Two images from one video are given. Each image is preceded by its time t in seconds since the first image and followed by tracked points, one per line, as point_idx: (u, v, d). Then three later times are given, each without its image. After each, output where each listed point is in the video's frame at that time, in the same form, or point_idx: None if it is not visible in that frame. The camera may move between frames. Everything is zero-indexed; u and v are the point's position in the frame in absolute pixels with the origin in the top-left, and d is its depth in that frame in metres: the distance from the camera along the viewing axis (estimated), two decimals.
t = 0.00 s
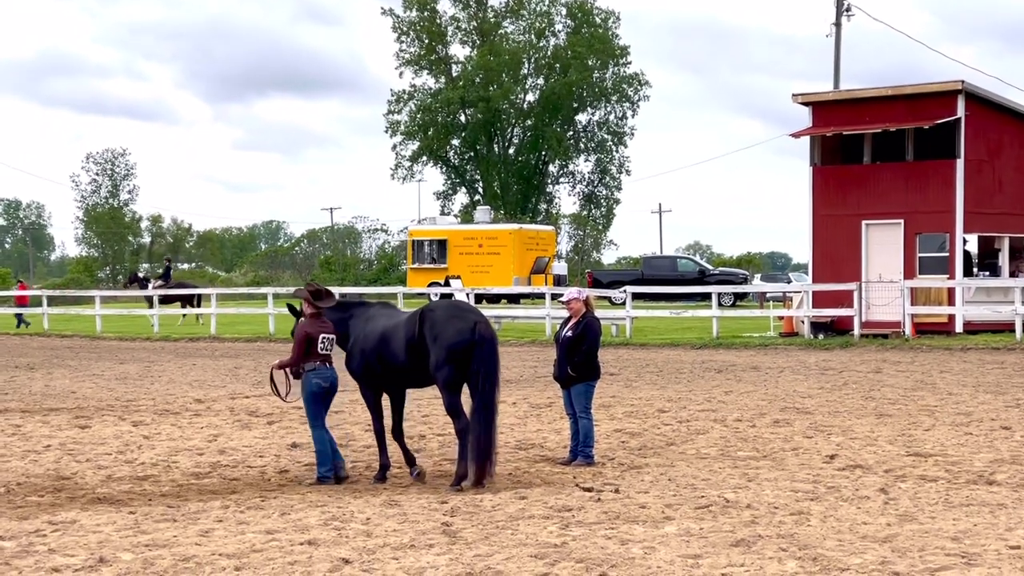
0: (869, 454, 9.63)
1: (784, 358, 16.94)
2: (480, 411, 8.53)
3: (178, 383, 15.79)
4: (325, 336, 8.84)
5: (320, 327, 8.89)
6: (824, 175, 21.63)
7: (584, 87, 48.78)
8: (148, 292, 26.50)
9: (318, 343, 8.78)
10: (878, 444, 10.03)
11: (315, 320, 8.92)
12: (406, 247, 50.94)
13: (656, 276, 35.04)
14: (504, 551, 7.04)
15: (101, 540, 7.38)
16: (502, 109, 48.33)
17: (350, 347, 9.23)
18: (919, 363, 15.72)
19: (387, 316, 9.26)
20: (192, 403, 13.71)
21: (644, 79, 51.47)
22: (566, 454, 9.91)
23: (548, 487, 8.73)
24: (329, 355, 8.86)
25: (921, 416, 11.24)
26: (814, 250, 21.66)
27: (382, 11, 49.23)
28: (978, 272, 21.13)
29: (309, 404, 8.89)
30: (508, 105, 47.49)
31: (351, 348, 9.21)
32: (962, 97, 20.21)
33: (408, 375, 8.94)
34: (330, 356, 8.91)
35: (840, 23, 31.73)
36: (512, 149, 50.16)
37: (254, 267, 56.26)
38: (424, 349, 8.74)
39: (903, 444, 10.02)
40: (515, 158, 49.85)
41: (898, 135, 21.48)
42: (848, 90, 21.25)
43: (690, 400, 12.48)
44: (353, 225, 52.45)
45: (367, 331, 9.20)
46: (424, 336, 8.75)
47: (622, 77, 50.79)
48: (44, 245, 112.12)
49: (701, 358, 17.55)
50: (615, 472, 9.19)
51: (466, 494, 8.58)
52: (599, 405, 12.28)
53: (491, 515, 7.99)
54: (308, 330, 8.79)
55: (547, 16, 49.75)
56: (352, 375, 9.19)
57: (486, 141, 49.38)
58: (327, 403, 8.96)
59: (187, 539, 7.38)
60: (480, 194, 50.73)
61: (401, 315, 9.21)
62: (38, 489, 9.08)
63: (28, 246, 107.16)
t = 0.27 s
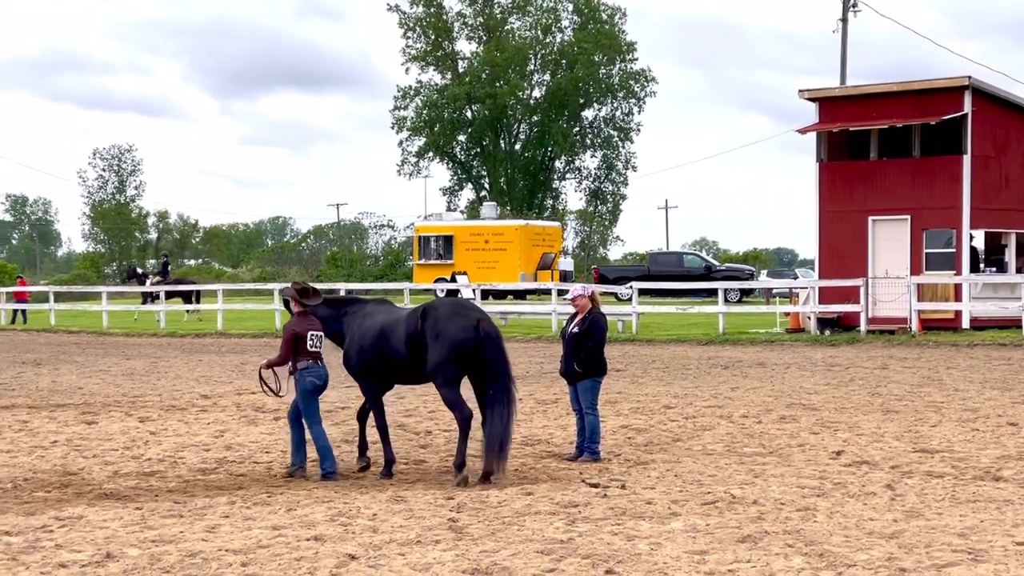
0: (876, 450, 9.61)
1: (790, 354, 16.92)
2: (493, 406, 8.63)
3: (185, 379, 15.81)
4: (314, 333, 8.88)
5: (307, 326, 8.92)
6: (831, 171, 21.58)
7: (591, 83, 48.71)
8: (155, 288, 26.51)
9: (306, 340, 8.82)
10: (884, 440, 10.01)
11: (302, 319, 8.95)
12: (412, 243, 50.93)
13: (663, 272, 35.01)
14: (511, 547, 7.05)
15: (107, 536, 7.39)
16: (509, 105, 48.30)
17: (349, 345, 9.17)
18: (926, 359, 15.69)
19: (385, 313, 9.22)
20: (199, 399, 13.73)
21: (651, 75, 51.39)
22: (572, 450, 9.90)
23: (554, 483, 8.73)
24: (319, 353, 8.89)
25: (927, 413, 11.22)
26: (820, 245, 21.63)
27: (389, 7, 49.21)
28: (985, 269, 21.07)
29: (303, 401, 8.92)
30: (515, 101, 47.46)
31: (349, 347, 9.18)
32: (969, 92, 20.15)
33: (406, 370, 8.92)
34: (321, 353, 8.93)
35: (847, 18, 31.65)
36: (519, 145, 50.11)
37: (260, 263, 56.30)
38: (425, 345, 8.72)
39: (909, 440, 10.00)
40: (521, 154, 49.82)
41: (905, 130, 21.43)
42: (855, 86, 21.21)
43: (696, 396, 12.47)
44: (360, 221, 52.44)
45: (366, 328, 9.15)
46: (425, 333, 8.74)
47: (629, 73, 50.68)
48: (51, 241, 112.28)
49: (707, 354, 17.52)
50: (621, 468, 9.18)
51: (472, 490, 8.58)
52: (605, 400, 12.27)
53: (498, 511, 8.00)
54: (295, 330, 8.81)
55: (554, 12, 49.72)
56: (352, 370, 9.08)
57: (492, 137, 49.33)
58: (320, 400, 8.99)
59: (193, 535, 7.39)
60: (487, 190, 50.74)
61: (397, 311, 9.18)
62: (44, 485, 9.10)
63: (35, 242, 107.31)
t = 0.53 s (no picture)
0: (887, 446, 9.60)
1: (800, 350, 16.89)
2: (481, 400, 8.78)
3: (195, 375, 15.85)
4: (297, 331, 8.94)
5: (291, 324, 8.99)
6: (842, 166, 21.55)
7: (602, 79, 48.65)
8: (166, 284, 26.56)
9: (290, 339, 8.89)
10: (895, 436, 9.99)
11: (286, 317, 9.01)
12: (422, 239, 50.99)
13: (673, 268, 34.98)
14: (521, 543, 7.06)
15: (118, 531, 7.43)
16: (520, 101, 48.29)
17: (344, 341, 9.08)
18: (937, 355, 15.66)
19: (379, 309, 9.18)
20: (210, 394, 13.78)
21: (661, 72, 51.31)
22: (583, 446, 9.91)
23: (565, 479, 8.74)
24: (303, 351, 8.96)
25: (938, 408, 11.20)
26: (831, 241, 21.59)
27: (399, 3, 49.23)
28: (996, 264, 21.00)
29: (288, 399, 8.95)
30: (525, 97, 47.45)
31: (348, 339, 9.07)
32: (980, 88, 20.09)
33: (394, 369, 8.93)
34: (306, 351, 9.00)
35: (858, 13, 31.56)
36: (529, 141, 50.10)
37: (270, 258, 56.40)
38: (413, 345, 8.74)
39: (921, 436, 9.98)
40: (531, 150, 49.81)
41: (916, 126, 21.38)
42: (865, 81, 21.16)
43: (706, 392, 12.47)
44: (370, 216, 52.49)
45: (360, 324, 9.10)
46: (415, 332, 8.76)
47: (639, 69, 50.57)
48: (62, 237, 112.60)
49: (718, 350, 17.51)
50: (632, 464, 9.18)
51: (483, 485, 8.60)
52: (616, 396, 12.27)
53: (508, 507, 8.01)
54: (278, 328, 8.88)
55: (564, 8, 49.69)
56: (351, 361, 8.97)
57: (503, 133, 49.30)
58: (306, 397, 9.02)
59: (204, 530, 7.42)
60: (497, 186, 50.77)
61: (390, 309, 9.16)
62: (55, 481, 9.14)
63: (46, 237, 107.68)
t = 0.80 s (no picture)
0: (902, 442, 9.58)
1: (816, 346, 16.85)
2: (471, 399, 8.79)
3: (211, 370, 15.92)
4: (288, 328, 8.94)
5: (281, 321, 8.99)
6: (857, 162, 21.48)
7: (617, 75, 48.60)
8: (182, 279, 26.67)
9: (281, 335, 8.89)
10: (911, 432, 9.97)
11: (276, 314, 9.02)
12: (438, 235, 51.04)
13: (687, 264, 34.94)
14: (537, 538, 7.07)
15: (134, 526, 7.47)
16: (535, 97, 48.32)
17: (328, 337, 9.16)
18: (953, 351, 15.60)
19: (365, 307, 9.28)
20: (225, 390, 13.83)
21: (676, 67, 51.23)
22: (598, 442, 9.91)
23: (580, 475, 8.75)
24: (294, 347, 8.97)
25: (954, 404, 11.18)
26: (846, 237, 21.52)
27: None
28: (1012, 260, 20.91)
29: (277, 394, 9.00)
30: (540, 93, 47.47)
31: (328, 336, 9.18)
32: (996, 83, 19.99)
33: (381, 367, 8.97)
34: (296, 347, 9.00)
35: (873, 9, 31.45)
36: (544, 137, 50.12)
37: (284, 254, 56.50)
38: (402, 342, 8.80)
39: (936, 432, 9.96)
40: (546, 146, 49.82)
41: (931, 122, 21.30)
42: (881, 77, 21.09)
43: (721, 388, 12.47)
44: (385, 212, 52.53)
45: (346, 321, 9.19)
46: (403, 330, 8.82)
47: (654, 65, 50.48)
48: (78, 233, 113.02)
49: (733, 345, 17.49)
50: (647, 460, 9.18)
51: (497, 482, 8.61)
52: (631, 392, 12.28)
53: (523, 503, 8.02)
54: (269, 325, 8.89)
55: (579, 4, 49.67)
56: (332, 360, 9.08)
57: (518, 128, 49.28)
58: (294, 392, 9.06)
59: (220, 526, 7.46)
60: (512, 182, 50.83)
61: (377, 307, 9.24)
62: (72, 476, 9.20)
63: (62, 233, 108.05)
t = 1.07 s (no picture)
0: (924, 438, 9.55)
1: (837, 343, 16.79)
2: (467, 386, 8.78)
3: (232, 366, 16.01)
4: (274, 330, 9.04)
5: (268, 322, 9.07)
6: (878, 158, 21.36)
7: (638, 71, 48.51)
8: (203, 275, 26.83)
9: (267, 338, 9.00)
10: (933, 428, 9.93)
11: (262, 315, 9.09)
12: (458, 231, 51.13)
13: (707, 259, 34.88)
14: (558, 535, 7.09)
15: (157, 522, 7.53)
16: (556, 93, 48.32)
17: (317, 334, 9.30)
18: (975, 348, 15.52)
19: (354, 303, 9.37)
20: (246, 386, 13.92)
21: (697, 63, 51.10)
22: (619, 438, 9.92)
23: (601, 471, 8.76)
24: (278, 348, 9.07)
25: (977, 401, 11.13)
26: (867, 233, 21.42)
27: None
28: None
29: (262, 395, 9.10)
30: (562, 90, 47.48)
31: (315, 334, 9.33)
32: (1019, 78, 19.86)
33: (373, 359, 9.03)
34: (280, 348, 9.11)
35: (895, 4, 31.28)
36: (565, 133, 50.10)
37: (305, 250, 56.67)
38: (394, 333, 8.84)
39: (959, 428, 9.92)
40: (567, 142, 49.82)
41: (953, 117, 21.18)
42: (903, 73, 20.98)
43: (742, 383, 12.46)
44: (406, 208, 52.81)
45: (334, 317, 9.31)
46: (394, 321, 8.85)
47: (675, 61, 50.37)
48: (99, 229, 113.68)
49: (754, 341, 17.45)
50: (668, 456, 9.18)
51: (519, 478, 8.63)
52: (652, 388, 12.28)
53: (544, 499, 8.05)
54: (255, 326, 8.98)
55: None
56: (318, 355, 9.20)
57: (539, 125, 49.26)
58: (276, 394, 9.15)
59: (242, 521, 7.51)
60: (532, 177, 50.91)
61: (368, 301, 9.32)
62: (94, 471, 9.28)
63: (84, 229, 108.71)
